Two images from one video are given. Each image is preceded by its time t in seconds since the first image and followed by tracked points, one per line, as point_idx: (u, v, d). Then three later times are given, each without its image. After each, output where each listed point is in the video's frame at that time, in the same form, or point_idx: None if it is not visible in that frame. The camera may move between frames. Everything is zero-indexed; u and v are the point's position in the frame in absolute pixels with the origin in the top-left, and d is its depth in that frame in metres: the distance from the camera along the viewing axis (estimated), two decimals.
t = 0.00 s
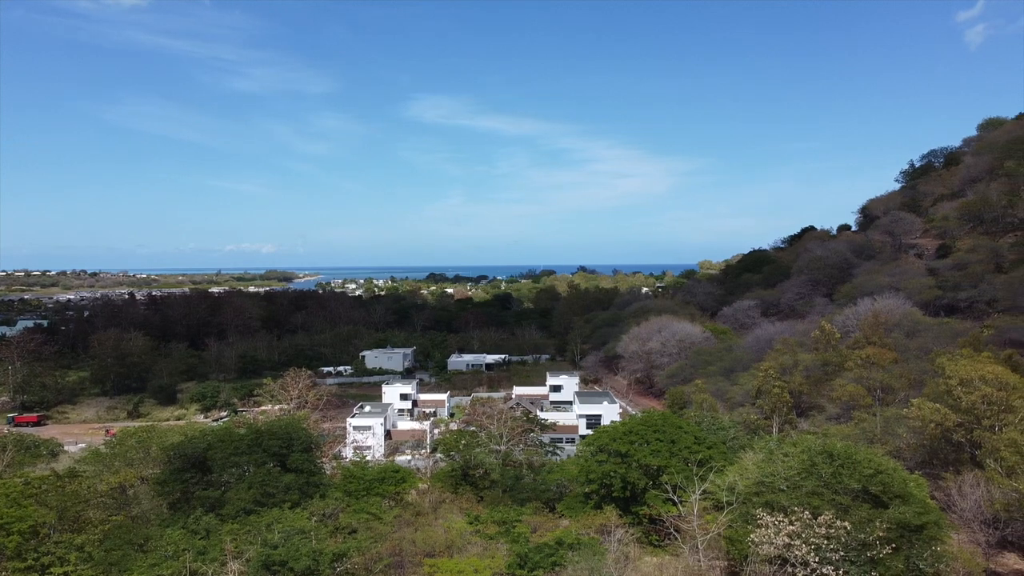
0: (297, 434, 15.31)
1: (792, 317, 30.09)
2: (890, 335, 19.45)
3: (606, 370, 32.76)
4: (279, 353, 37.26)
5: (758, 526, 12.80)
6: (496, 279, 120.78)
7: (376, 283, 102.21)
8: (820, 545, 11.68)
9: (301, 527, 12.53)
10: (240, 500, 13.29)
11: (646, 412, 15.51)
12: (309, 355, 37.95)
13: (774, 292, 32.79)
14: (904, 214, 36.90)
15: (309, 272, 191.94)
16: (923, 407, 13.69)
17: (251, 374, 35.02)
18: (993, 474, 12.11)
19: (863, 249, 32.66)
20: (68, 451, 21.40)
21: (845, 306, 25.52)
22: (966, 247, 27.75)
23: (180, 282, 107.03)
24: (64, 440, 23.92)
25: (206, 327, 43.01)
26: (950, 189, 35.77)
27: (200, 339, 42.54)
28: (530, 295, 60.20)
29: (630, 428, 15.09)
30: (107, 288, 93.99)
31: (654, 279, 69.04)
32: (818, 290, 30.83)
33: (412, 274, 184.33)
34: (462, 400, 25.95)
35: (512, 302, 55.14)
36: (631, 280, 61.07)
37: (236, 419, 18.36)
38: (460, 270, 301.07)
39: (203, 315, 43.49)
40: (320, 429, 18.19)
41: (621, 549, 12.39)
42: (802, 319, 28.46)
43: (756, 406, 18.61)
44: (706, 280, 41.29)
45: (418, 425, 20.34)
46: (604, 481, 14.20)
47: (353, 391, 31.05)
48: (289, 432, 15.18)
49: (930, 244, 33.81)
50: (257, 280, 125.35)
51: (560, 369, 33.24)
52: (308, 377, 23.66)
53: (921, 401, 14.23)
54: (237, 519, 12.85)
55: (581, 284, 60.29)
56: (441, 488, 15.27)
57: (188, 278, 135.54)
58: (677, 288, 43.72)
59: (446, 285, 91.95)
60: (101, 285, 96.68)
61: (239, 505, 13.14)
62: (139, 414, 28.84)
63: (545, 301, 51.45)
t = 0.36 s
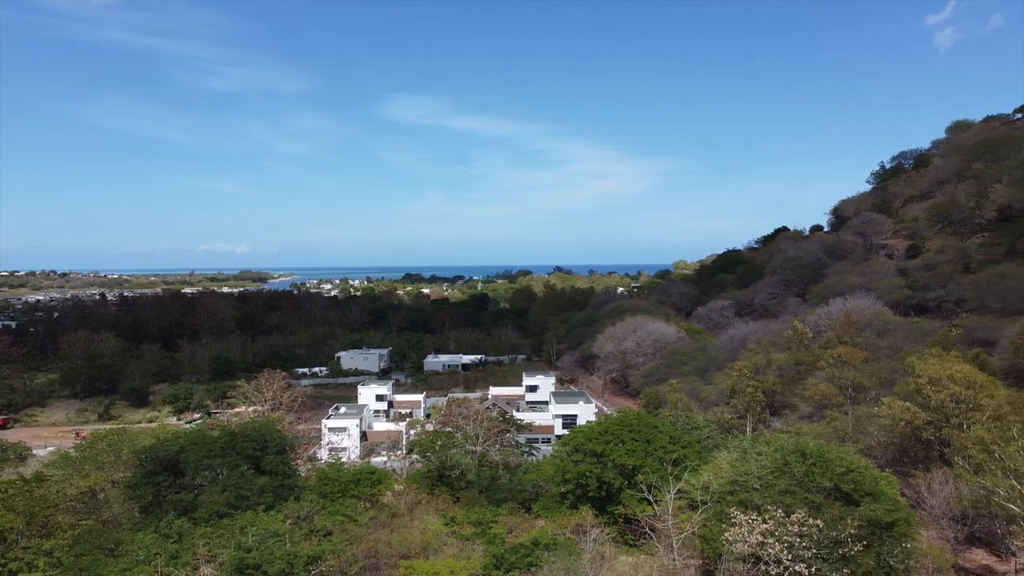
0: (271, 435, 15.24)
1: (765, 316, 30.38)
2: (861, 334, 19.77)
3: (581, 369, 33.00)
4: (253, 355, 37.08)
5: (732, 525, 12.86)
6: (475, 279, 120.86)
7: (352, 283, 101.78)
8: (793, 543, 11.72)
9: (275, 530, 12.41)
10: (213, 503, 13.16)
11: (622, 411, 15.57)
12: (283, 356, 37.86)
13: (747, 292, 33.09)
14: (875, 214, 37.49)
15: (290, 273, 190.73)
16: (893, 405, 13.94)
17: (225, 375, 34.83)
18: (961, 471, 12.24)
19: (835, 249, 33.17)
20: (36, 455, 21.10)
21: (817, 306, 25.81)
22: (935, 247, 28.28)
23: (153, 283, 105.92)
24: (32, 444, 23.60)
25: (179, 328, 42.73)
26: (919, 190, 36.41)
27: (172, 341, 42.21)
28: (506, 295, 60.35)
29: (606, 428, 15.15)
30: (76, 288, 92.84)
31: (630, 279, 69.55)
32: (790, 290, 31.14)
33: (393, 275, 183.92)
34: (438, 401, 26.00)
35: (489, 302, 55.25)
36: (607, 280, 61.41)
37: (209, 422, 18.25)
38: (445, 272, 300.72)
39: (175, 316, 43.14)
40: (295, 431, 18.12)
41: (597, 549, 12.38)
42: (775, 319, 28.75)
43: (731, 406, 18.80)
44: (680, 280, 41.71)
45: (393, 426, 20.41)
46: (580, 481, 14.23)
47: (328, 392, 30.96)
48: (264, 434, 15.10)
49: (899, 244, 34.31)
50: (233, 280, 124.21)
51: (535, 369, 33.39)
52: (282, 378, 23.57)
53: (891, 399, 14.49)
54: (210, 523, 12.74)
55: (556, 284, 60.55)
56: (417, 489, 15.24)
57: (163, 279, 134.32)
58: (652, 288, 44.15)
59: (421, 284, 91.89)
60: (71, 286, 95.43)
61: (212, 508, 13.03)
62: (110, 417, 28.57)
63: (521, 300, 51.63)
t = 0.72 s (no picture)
0: (242, 438, 15.13)
1: (736, 317, 30.58)
2: (831, 334, 20.08)
3: (555, 369, 33.14)
4: (224, 357, 36.81)
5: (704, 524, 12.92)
6: (451, 279, 120.74)
7: (325, 283, 101.21)
8: (763, 541, 11.79)
9: (247, 534, 12.27)
10: (183, 507, 13.01)
11: (595, 412, 15.62)
12: (255, 357, 37.63)
13: (719, 292, 33.34)
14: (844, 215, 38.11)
15: (269, 275, 189.23)
16: (861, 404, 14.13)
17: (195, 377, 34.52)
18: (928, 469, 12.35)
19: (805, 250, 33.67)
20: None
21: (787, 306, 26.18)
22: (902, 248, 28.86)
23: (122, 283, 104.35)
24: None
25: (149, 329, 42.30)
26: (886, 192, 37.13)
27: (142, 342, 41.74)
28: (480, 296, 60.44)
29: (579, 428, 15.19)
30: (41, 288, 91.21)
31: (602, 278, 69.99)
32: (761, 290, 31.42)
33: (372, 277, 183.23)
34: (411, 402, 25.97)
35: (463, 302, 55.31)
36: (581, 281, 61.78)
37: (178, 425, 18.06)
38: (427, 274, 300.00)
39: (144, 317, 42.68)
40: (267, 433, 18.00)
41: (570, 549, 12.38)
42: (746, 320, 28.98)
43: (704, 405, 18.97)
44: (653, 280, 42.09)
45: (367, 428, 20.37)
46: (554, 481, 14.26)
47: (300, 394, 30.80)
48: (235, 437, 15.00)
49: (868, 245, 34.94)
50: (204, 281, 123.01)
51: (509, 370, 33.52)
52: (254, 380, 23.40)
53: (860, 398, 14.72)
54: (180, 527, 12.58)
55: (529, 284, 60.82)
56: (391, 491, 15.21)
57: (135, 280, 132.46)
58: (625, 288, 44.49)
59: (393, 284, 91.63)
60: (35, 287, 93.61)
61: (182, 512, 12.87)
62: (77, 420, 28.16)
63: (494, 301, 51.66)
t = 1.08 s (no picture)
0: (213, 442, 14.99)
1: (708, 317, 30.88)
2: (801, 334, 20.38)
3: (528, 370, 33.22)
4: (194, 359, 36.45)
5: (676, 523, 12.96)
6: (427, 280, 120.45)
7: (296, 284, 100.45)
8: (736, 539, 11.83)
9: (218, 538, 12.09)
10: (152, 511, 12.82)
11: (569, 412, 15.68)
12: (227, 359, 37.32)
13: (692, 293, 33.63)
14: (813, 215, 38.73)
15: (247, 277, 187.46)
16: (831, 403, 14.38)
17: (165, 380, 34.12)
18: (895, 467, 12.50)
19: (775, 250, 34.15)
20: None
21: (758, 306, 26.52)
22: (871, 249, 29.41)
23: (88, 284, 102.57)
24: None
25: (117, 331, 41.77)
26: (854, 194, 37.80)
27: (110, 344, 41.15)
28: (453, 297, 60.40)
29: (552, 429, 15.24)
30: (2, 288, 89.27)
31: (575, 278, 70.33)
32: (733, 290, 31.70)
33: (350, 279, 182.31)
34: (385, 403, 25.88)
35: (436, 303, 55.27)
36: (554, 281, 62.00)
37: (147, 428, 17.79)
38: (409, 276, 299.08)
39: (113, 319, 42.09)
40: (238, 436, 17.82)
41: (543, 549, 12.36)
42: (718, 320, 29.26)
43: (677, 405, 19.13)
44: (627, 280, 42.43)
45: (340, 430, 20.27)
46: (528, 482, 14.27)
47: (272, 396, 30.56)
48: (206, 440, 14.87)
49: (836, 245, 35.54)
50: (174, 282, 121.45)
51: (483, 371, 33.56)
52: (224, 382, 23.15)
53: (829, 398, 14.95)
54: (150, 532, 12.39)
55: (503, 285, 60.96)
56: (364, 493, 15.16)
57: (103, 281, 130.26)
58: (598, 289, 44.77)
59: (365, 284, 91.08)
60: None
61: (151, 517, 12.69)
62: (43, 423, 27.62)
63: (468, 302, 51.70)
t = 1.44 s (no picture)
0: (183, 444, 14.84)
1: (681, 317, 31.09)
2: (772, 334, 20.63)
3: (502, 370, 33.25)
4: (164, 360, 36.06)
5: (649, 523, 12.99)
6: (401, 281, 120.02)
7: (269, 285, 99.62)
8: (707, 539, 11.88)
9: (187, 542, 11.92)
10: (120, 516, 12.65)
11: (542, 412, 15.72)
12: (197, 360, 37.00)
13: (664, 293, 33.88)
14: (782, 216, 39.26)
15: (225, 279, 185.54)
16: (801, 403, 14.54)
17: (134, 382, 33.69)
18: (864, 465, 12.63)
19: (745, 251, 34.54)
20: None
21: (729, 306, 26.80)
22: (840, 250, 29.88)
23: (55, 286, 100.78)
24: None
25: (85, 333, 41.21)
26: (824, 195, 38.39)
27: (77, 346, 40.54)
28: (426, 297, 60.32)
29: (526, 430, 15.28)
30: None
31: (548, 278, 70.58)
32: (705, 291, 31.97)
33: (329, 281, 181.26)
34: (357, 404, 25.77)
35: (410, 304, 55.17)
36: (528, 282, 62.15)
37: (116, 431, 17.52)
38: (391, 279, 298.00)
39: (80, 321, 41.49)
40: (209, 439, 17.63)
41: (516, 550, 12.33)
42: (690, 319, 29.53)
43: (651, 406, 19.24)
44: (600, 280, 42.71)
45: (315, 432, 20.15)
46: (501, 483, 14.27)
47: (243, 398, 30.27)
48: (176, 443, 14.71)
49: (805, 245, 36.09)
50: (145, 283, 119.91)
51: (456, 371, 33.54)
52: (194, 384, 22.88)
53: (799, 397, 15.13)
54: (118, 537, 12.22)
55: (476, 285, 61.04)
56: (337, 495, 15.09)
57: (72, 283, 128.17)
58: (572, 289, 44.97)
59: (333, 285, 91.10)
60: None
61: (119, 522, 12.51)
62: (9, 427, 27.10)
63: (442, 302, 51.71)
